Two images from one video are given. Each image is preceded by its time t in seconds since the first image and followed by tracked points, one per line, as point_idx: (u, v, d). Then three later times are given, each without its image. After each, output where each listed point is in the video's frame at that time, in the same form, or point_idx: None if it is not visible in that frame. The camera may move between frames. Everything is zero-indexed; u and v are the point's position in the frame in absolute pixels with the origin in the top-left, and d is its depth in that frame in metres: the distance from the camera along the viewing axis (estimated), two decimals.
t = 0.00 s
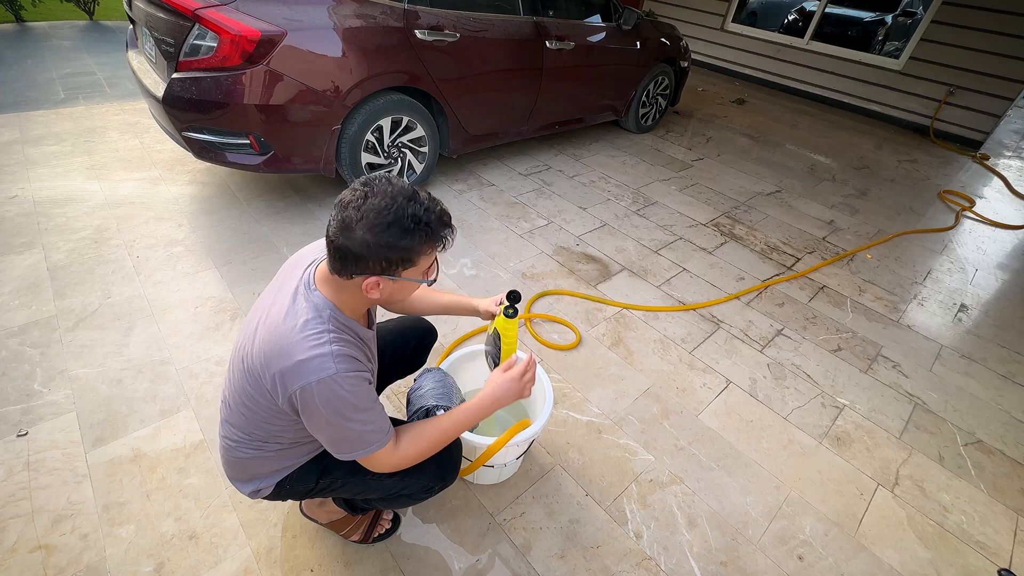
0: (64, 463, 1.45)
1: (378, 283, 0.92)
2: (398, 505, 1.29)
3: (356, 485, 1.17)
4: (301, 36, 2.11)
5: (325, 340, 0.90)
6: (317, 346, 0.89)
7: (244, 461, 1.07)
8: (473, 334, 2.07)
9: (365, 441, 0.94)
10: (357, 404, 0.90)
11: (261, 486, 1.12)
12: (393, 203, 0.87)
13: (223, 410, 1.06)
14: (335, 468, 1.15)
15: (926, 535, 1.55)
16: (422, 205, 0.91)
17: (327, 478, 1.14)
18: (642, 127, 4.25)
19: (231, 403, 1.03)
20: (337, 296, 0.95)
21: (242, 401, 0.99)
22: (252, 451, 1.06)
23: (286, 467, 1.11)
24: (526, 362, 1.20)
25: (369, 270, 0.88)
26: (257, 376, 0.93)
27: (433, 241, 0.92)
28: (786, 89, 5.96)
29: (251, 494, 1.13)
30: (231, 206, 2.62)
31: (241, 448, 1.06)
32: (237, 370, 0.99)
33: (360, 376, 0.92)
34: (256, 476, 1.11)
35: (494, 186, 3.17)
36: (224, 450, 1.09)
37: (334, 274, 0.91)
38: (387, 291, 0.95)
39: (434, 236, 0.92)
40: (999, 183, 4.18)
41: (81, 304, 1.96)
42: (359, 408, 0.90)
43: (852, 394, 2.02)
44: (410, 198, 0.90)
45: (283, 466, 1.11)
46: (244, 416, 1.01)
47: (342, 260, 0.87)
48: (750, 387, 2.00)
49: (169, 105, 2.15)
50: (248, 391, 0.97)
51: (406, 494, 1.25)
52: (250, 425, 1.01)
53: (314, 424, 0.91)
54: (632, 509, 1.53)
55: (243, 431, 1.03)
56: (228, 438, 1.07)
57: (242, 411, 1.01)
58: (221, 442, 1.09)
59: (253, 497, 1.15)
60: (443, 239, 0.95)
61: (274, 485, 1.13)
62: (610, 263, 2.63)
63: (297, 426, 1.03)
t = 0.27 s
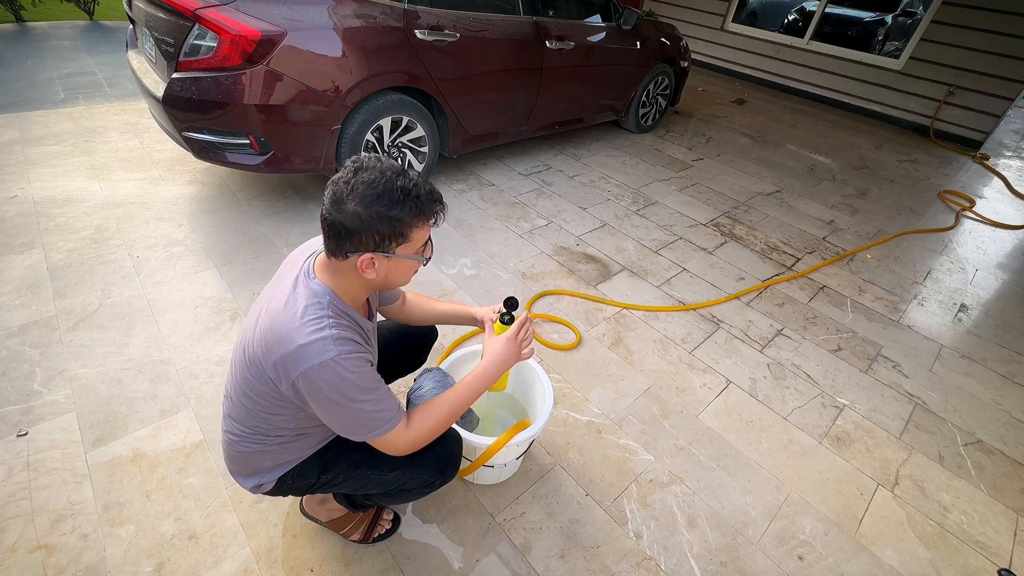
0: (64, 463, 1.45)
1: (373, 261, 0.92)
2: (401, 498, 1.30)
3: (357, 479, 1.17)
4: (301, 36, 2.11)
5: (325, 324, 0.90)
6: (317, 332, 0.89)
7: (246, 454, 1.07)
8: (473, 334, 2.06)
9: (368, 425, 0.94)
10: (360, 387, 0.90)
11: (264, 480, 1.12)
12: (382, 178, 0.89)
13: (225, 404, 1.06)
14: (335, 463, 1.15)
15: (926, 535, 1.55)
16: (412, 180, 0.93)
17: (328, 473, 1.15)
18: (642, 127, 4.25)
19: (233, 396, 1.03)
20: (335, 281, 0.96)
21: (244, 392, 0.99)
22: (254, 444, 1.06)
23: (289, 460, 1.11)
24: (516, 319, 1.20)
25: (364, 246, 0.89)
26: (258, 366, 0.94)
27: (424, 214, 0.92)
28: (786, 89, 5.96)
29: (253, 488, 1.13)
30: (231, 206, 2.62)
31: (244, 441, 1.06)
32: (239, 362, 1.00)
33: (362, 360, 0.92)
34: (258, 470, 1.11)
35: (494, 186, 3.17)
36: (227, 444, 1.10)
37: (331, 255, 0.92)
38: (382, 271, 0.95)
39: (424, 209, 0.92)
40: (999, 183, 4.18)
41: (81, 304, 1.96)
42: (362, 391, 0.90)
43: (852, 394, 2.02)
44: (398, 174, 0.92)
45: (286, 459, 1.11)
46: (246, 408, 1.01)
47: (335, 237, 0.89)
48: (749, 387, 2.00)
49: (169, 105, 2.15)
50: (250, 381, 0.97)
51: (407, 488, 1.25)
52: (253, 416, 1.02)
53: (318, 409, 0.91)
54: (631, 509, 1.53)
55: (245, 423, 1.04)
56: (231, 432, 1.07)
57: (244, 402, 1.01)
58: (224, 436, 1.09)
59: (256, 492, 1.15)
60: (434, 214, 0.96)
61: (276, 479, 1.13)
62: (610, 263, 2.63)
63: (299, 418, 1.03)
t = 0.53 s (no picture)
0: (64, 463, 1.45)
1: (346, 232, 0.92)
2: (404, 495, 1.30)
3: (360, 474, 1.17)
4: (300, 36, 2.10)
5: (324, 305, 0.91)
6: (315, 312, 0.90)
7: (249, 448, 1.08)
8: (474, 334, 2.07)
9: (369, 407, 0.93)
10: (358, 366, 0.90)
11: (267, 475, 1.12)
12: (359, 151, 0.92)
13: (228, 397, 1.07)
14: (339, 459, 1.15)
15: (926, 535, 1.55)
16: (386, 154, 0.92)
17: (331, 469, 1.15)
18: (642, 127, 4.25)
19: (236, 387, 1.04)
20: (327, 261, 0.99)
21: (246, 381, 1.00)
22: (257, 436, 1.06)
23: (291, 455, 1.11)
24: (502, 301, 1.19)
25: (336, 215, 0.91)
26: (259, 351, 0.95)
27: (389, 181, 0.89)
28: (786, 89, 5.96)
29: (256, 484, 1.13)
30: (231, 206, 2.62)
31: (247, 434, 1.06)
32: (241, 352, 1.01)
33: (361, 341, 0.92)
34: (261, 465, 1.11)
35: (494, 186, 3.16)
36: (230, 440, 1.10)
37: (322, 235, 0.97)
38: (360, 247, 0.94)
39: (394, 178, 0.90)
40: (999, 183, 4.18)
41: (81, 304, 1.96)
42: (361, 370, 0.90)
43: (852, 394, 2.02)
44: (380, 149, 0.93)
45: (288, 454, 1.10)
46: (248, 399, 1.02)
47: (320, 211, 0.93)
48: (749, 387, 2.00)
49: (169, 105, 2.15)
50: (252, 369, 0.98)
51: (411, 484, 1.25)
52: (255, 405, 1.02)
53: (317, 391, 0.91)
54: (631, 509, 1.53)
55: (248, 415, 1.04)
56: (234, 426, 1.08)
57: (246, 392, 1.01)
58: (228, 431, 1.10)
59: (259, 489, 1.14)
60: (407, 185, 0.92)
61: (279, 475, 1.13)
62: (610, 263, 2.63)
63: (301, 408, 1.04)
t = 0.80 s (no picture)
0: (64, 463, 1.45)
1: (321, 213, 0.96)
2: (403, 494, 1.30)
3: (358, 474, 1.17)
4: (300, 36, 2.11)
5: (315, 289, 0.93)
6: (305, 294, 0.92)
7: (247, 441, 1.08)
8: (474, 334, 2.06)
9: (353, 395, 0.92)
10: (342, 350, 0.90)
11: (264, 471, 1.12)
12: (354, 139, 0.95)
13: (229, 389, 1.09)
14: (336, 458, 1.15)
15: (926, 536, 1.55)
16: (370, 144, 0.93)
17: (329, 468, 1.15)
18: (642, 127, 4.25)
19: (235, 378, 1.06)
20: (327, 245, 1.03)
21: (243, 369, 1.02)
22: (254, 427, 1.07)
23: (288, 451, 1.11)
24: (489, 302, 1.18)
25: (318, 195, 0.96)
26: (253, 337, 0.97)
27: (355, 170, 0.90)
28: (786, 89, 5.96)
29: (254, 479, 1.13)
30: (231, 206, 2.62)
31: (246, 426, 1.07)
32: (240, 341, 1.04)
33: (349, 326, 0.93)
34: (259, 459, 1.11)
35: (494, 186, 3.17)
36: (230, 433, 1.11)
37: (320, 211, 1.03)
38: (331, 230, 0.96)
39: (356, 162, 0.90)
40: (999, 183, 4.18)
41: (81, 304, 1.96)
42: (346, 354, 0.90)
43: (852, 394, 2.02)
44: (366, 138, 0.95)
45: (285, 449, 1.11)
46: (246, 388, 1.04)
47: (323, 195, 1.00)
48: (749, 387, 2.00)
49: (168, 105, 2.15)
50: (247, 356, 1.00)
51: (408, 484, 1.25)
52: (251, 394, 1.04)
53: (304, 374, 0.92)
54: (631, 509, 1.53)
55: (246, 405, 1.06)
56: (234, 418, 1.10)
57: (243, 380, 1.03)
58: (228, 425, 1.12)
59: (257, 485, 1.15)
60: (376, 177, 0.91)
61: (277, 471, 1.13)
62: (610, 263, 2.63)
63: (296, 400, 1.05)
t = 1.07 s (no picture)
0: (64, 463, 1.45)
1: (332, 209, 0.93)
2: (391, 498, 1.30)
3: (346, 474, 1.17)
4: (300, 36, 2.11)
5: (312, 280, 0.95)
6: (303, 283, 0.93)
7: (239, 435, 1.08)
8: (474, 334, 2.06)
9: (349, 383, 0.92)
10: (338, 338, 0.90)
11: (254, 467, 1.11)
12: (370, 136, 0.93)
13: (225, 383, 1.10)
14: (324, 458, 1.15)
15: (926, 535, 1.55)
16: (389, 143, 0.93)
17: (317, 468, 1.15)
18: (642, 127, 4.25)
19: (230, 371, 1.07)
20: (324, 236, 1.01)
21: (238, 361, 1.03)
22: (247, 421, 1.07)
23: (280, 447, 1.11)
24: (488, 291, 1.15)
25: (327, 190, 0.93)
26: (249, 327, 0.97)
27: (378, 168, 0.90)
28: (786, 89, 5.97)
29: (245, 475, 1.12)
30: (231, 206, 2.62)
31: (239, 419, 1.08)
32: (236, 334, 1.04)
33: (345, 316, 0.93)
34: (250, 455, 1.11)
35: (494, 186, 3.17)
36: (224, 428, 1.12)
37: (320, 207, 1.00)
38: (340, 228, 0.95)
39: (382, 167, 0.90)
40: (999, 183, 4.18)
41: (81, 304, 1.96)
42: (341, 342, 0.90)
43: (852, 394, 2.02)
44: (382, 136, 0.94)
45: (277, 445, 1.10)
46: (240, 381, 1.04)
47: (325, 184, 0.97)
48: (749, 387, 2.00)
49: (168, 105, 2.15)
50: (243, 347, 1.00)
51: (396, 487, 1.25)
52: (245, 386, 1.04)
53: (299, 363, 0.92)
54: (631, 509, 1.53)
55: (240, 399, 1.06)
56: (228, 412, 1.10)
57: (238, 373, 1.04)
58: (222, 419, 1.12)
59: (246, 482, 1.14)
60: (397, 176, 0.92)
61: (267, 468, 1.12)
62: (610, 263, 2.63)
63: (289, 393, 1.04)
